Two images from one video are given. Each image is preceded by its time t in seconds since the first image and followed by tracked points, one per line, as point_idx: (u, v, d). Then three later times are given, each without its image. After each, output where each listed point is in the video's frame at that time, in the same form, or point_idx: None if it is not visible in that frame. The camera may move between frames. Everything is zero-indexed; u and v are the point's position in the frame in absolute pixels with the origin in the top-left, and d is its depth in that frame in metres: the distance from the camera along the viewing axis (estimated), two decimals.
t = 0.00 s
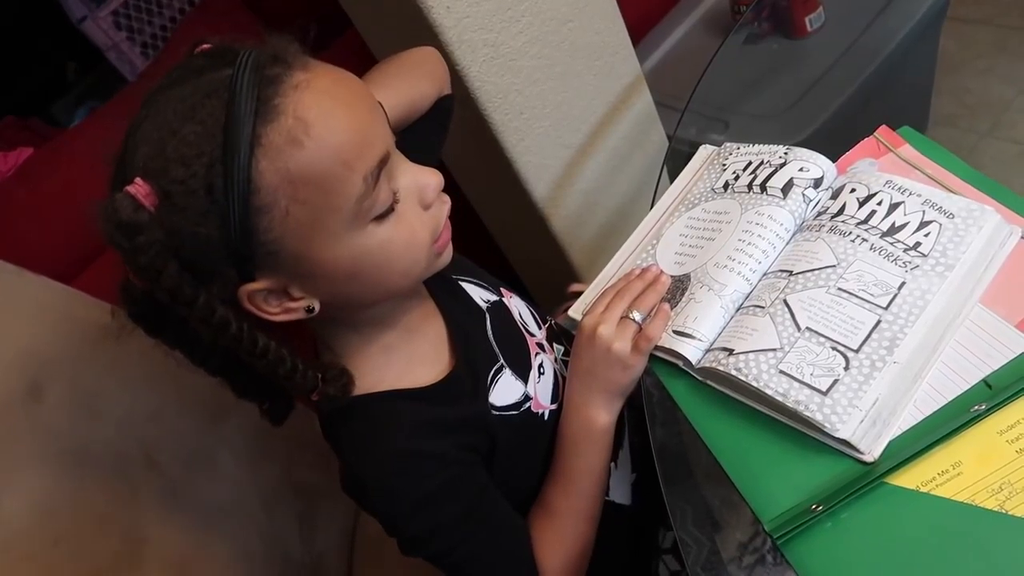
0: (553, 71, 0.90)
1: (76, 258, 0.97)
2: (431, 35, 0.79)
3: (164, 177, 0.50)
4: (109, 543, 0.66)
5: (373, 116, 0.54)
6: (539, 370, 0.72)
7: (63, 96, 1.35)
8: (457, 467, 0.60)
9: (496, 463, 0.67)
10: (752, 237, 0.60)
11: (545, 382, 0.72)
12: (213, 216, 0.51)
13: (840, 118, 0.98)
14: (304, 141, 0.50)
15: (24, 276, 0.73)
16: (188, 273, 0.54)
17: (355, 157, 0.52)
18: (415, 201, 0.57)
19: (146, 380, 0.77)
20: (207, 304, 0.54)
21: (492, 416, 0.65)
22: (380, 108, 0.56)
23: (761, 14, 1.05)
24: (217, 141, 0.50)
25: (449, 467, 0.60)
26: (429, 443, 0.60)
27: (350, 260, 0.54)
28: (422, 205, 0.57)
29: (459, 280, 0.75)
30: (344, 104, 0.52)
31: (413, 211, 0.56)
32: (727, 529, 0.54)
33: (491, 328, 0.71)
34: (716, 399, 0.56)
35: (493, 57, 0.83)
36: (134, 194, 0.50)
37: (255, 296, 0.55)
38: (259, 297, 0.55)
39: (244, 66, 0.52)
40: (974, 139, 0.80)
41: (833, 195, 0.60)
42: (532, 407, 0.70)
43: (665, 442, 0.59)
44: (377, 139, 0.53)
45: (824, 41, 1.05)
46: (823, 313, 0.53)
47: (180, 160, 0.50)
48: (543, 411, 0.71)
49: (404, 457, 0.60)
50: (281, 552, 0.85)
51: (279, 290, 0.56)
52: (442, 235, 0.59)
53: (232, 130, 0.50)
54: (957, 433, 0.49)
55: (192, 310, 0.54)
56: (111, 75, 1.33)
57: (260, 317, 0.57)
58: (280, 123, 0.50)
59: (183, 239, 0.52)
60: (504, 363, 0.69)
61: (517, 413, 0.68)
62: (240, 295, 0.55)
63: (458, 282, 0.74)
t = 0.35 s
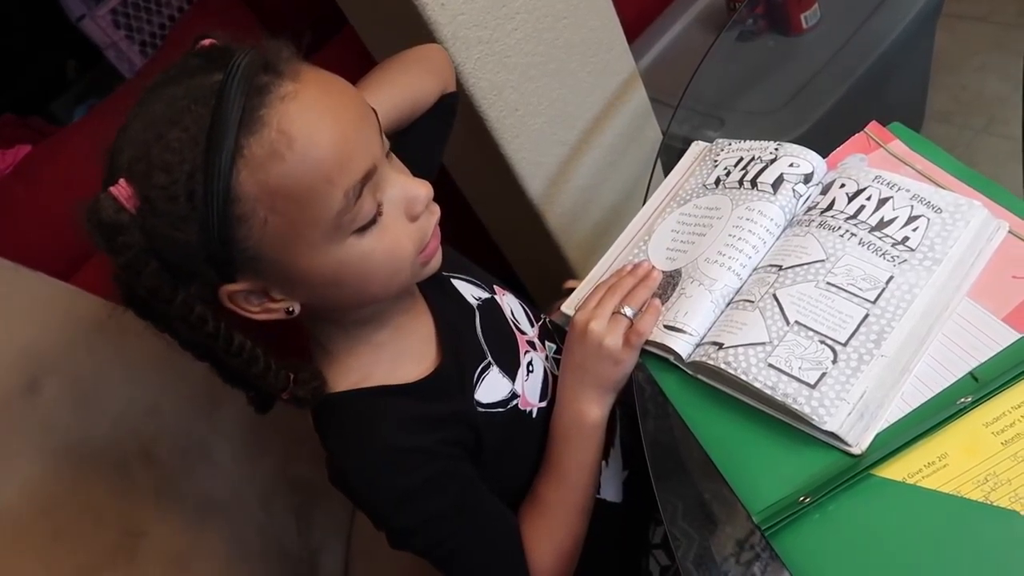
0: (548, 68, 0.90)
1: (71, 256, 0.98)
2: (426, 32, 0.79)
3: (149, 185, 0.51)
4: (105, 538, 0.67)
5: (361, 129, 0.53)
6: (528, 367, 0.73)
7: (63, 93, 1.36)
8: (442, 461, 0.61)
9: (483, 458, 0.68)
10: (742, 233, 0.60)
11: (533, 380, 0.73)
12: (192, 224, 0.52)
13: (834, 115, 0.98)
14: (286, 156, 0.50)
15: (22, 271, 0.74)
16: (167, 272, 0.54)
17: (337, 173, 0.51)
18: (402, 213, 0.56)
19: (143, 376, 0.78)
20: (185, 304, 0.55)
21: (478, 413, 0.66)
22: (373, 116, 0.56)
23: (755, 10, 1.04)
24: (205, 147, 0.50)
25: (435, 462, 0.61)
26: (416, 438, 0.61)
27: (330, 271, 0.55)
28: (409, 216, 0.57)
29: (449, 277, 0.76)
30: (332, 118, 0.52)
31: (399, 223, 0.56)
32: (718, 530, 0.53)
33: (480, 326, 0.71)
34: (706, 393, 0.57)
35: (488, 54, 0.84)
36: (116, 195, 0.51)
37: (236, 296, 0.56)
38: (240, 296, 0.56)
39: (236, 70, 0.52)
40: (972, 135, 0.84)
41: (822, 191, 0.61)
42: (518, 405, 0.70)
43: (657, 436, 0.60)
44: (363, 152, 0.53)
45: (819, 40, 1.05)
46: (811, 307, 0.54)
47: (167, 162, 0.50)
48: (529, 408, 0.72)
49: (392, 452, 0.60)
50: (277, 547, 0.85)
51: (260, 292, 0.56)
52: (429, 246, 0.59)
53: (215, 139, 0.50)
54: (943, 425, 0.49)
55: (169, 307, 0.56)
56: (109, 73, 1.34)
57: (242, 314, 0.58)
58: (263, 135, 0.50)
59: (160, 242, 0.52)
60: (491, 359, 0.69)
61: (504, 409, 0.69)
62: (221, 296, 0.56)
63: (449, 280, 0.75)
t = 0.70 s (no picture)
0: (535, 71, 0.91)
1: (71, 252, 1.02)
2: (413, 36, 0.80)
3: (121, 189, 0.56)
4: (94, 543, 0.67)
5: (297, 148, 0.54)
6: (512, 369, 0.74)
7: (53, 98, 1.42)
8: (420, 455, 0.63)
9: (463, 456, 0.69)
10: (726, 233, 0.61)
11: (518, 381, 0.74)
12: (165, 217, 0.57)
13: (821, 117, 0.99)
14: (200, 167, 0.53)
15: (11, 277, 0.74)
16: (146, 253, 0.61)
17: (241, 189, 0.53)
18: (340, 241, 0.56)
19: (131, 380, 0.78)
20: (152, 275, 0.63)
21: (459, 411, 0.68)
22: (332, 135, 0.56)
23: (741, 14, 1.07)
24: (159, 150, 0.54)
25: (413, 456, 0.62)
26: (395, 432, 0.63)
27: (253, 280, 0.57)
28: (347, 245, 0.56)
29: (441, 275, 0.76)
30: (266, 132, 0.53)
31: (333, 251, 0.56)
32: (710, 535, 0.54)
33: (467, 327, 0.72)
34: (691, 392, 0.57)
35: (474, 59, 0.84)
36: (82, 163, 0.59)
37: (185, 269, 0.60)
38: (189, 271, 0.60)
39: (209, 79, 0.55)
40: (958, 135, 0.79)
41: (805, 191, 0.61)
42: (501, 406, 0.72)
43: (644, 437, 0.60)
44: (290, 171, 0.53)
45: (806, 40, 1.06)
46: (793, 306, 0.54)
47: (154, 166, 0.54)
48: (514, 411, 0.73)
49: (370, 446, 0.62)
50: (268, 551, 0.85)
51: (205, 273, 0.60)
52: (382, 274, 0.59)
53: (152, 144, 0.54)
54: (923, 422, 0.49)
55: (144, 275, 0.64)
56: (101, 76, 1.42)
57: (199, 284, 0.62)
58: (190, 147, 0.53)
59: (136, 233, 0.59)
60: (477, 360, 0.71)
61: (486, 410, 0.70)
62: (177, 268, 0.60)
63: (440, 277, 0.76)
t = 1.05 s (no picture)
0: (533, 71, 0.91)
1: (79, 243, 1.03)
2: (410, 37, 0.80)
3: (123, 173, 0.58)
4: (92, 546, 0.67)
5: (266, 128, 0.54)
6: (514, 366, 0.74)
7: (51, 100, 1.42)
8: (418, 447, 0.63)
9: (461, 451, 0.70)
10: (724, 233, 0.61)
11: (519, 378, 0.74)
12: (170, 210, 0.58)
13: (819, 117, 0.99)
14: (178, 145, 0.54)
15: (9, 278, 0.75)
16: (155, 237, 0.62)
17: (209, 164, 0.53)
18: (315, 225, 0.56)
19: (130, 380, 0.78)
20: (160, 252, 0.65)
21: (458, 405, 0.68)
22: (305, 118, 0.56)
23: (738, 14, 1.07)
24: (145, 131, 0.55)
25: (410, 447, 0.63)
26: (392, 424, 0.63)
27: (236, 261, 0.58)
28: (320, 229, 0.56)
29: (446, 269, 0.75)
30: (236, 111, 0.54)
31: (307, 234, 0.56)
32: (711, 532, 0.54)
33: (470, 321, 0.72)
34: (689, 392, 0.57)
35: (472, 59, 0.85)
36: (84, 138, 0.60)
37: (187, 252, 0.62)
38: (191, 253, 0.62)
39: (198, 58, 0.56)
40: (954, 135, 0.79)
41: (802, 190, 0.61)
42: (501, 402, 0.72)
43: (643, 438, 0.61)
44: (257, 151, 0.53)
45: (803, 40, 1.06)
46: (791, 306, 0.54)
47: (158, 154, 0.55)
48: (514, 407, 0.73)
49: (365, 436, 0.62)
50: (266, 552, 0.85)
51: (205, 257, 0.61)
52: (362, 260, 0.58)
53: (137, 115, 0.56)
54: (921, 421, 0.49)
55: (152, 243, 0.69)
56: (100, 80, 1.43)
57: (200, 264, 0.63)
58: (168, 125, 0.54)
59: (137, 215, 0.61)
60: (478, 354, 0.71)
61: (485, 404, 0.70)
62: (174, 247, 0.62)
63: (447, 271, 0.75)
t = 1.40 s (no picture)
0: (533, 72, 0.91)
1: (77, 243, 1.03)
2: (410, 38, 0.80)
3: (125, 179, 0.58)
4: (92, 547, 0.67)
5: (268, 136, 0.54)
6: (517, 369, 0.74)
7: (50, 100, 1.43)
8: (419, 450, 0.63)
9: (462, 453, 0.70)
10: (725, 235, 0.60)
11: (522, 381, 0.74)
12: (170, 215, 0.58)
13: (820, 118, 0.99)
14: (180, 149, 0.54)
15: (8, 279, 0.75)
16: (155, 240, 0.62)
17: (210, 173, 0.53)
18: (318, 232, 0.56)
19: (131, 380, 0.78)
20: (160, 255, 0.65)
21: (461, 408, 0.68)
22: (308, 125, 0.56)
23: (738, 14, 1.06)
24: (146, 135, 0.55)
25: (412, 450, 0.63)
26: (395, 425, 0.63)
27: (242, 268, 0.58)
28: (323, 236, 0.56)
29: (449, 271, 0.75)
30: (238, 119, 0.53)
31: (310, 241, 0.56)
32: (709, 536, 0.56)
33: (474, 324, 0.72)
34: (690, 394, 0.57)
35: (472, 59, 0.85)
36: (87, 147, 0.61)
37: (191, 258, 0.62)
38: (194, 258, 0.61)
39: (197, 62, 0.56)
40: (954, 135, 0.79)
41: (803, 192, 0.61)
42: (505, 405, 0.72)
43: (642, 440, 0.61)
44: (260, 159, 0.53)
45: (803, 42, 1.06)
46: (793, 308, 0.54)
47: (160, 161, 0.55)
48: (517, 410, 0.73)
49: (368, 437, 0.62)
50: (267, 553, 0.85)
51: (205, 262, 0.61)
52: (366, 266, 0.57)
53: (138, 121, 0.55)
54: (922, 423, 0.49)
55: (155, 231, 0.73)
56: (98, 80, 1.43)
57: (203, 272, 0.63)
58: (169, 133, 0.54)
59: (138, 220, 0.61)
60: (482, 357, 0.71)
61: (488, 407, 0.70)
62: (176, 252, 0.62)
63: (449, 273, 0.75)
